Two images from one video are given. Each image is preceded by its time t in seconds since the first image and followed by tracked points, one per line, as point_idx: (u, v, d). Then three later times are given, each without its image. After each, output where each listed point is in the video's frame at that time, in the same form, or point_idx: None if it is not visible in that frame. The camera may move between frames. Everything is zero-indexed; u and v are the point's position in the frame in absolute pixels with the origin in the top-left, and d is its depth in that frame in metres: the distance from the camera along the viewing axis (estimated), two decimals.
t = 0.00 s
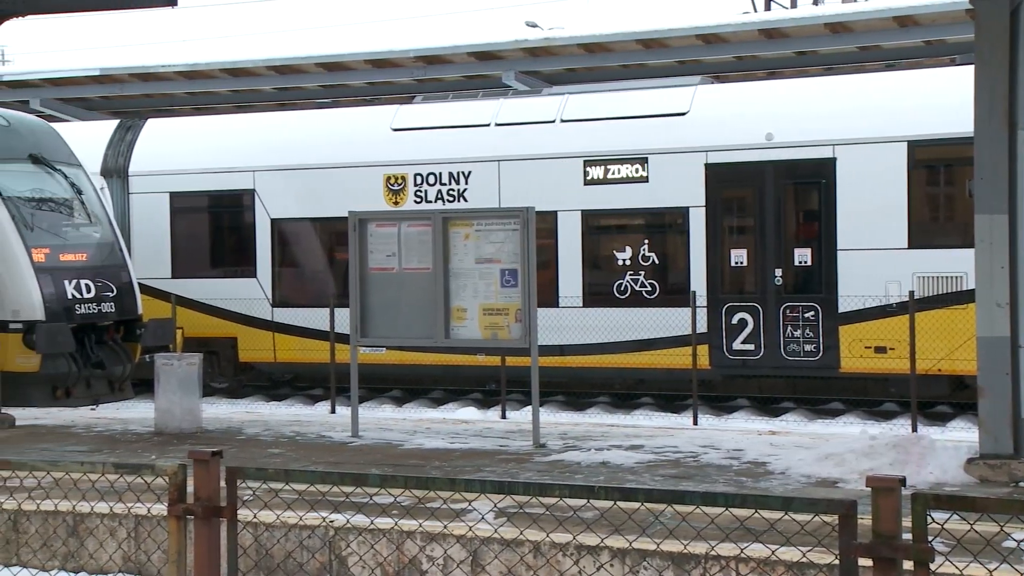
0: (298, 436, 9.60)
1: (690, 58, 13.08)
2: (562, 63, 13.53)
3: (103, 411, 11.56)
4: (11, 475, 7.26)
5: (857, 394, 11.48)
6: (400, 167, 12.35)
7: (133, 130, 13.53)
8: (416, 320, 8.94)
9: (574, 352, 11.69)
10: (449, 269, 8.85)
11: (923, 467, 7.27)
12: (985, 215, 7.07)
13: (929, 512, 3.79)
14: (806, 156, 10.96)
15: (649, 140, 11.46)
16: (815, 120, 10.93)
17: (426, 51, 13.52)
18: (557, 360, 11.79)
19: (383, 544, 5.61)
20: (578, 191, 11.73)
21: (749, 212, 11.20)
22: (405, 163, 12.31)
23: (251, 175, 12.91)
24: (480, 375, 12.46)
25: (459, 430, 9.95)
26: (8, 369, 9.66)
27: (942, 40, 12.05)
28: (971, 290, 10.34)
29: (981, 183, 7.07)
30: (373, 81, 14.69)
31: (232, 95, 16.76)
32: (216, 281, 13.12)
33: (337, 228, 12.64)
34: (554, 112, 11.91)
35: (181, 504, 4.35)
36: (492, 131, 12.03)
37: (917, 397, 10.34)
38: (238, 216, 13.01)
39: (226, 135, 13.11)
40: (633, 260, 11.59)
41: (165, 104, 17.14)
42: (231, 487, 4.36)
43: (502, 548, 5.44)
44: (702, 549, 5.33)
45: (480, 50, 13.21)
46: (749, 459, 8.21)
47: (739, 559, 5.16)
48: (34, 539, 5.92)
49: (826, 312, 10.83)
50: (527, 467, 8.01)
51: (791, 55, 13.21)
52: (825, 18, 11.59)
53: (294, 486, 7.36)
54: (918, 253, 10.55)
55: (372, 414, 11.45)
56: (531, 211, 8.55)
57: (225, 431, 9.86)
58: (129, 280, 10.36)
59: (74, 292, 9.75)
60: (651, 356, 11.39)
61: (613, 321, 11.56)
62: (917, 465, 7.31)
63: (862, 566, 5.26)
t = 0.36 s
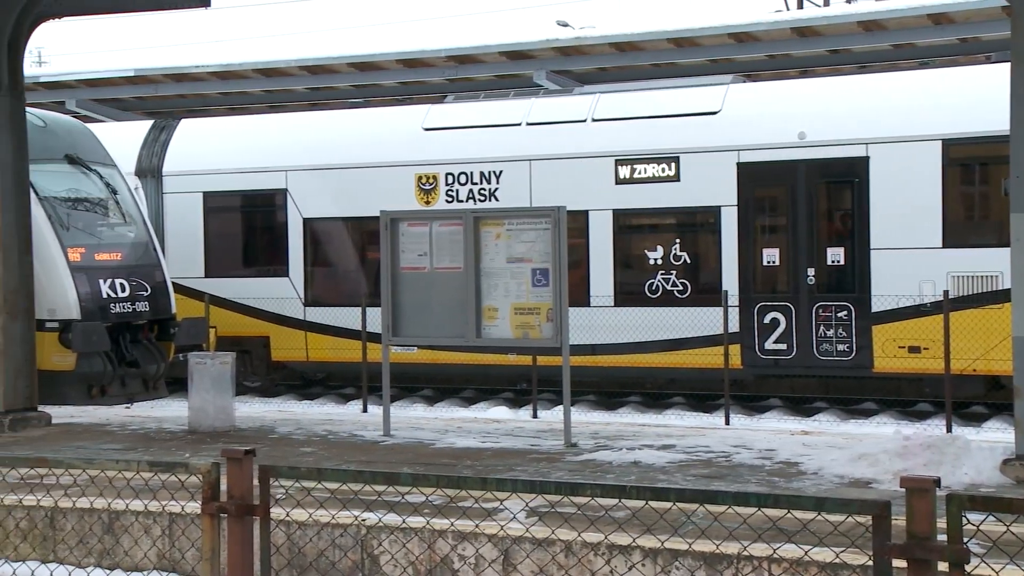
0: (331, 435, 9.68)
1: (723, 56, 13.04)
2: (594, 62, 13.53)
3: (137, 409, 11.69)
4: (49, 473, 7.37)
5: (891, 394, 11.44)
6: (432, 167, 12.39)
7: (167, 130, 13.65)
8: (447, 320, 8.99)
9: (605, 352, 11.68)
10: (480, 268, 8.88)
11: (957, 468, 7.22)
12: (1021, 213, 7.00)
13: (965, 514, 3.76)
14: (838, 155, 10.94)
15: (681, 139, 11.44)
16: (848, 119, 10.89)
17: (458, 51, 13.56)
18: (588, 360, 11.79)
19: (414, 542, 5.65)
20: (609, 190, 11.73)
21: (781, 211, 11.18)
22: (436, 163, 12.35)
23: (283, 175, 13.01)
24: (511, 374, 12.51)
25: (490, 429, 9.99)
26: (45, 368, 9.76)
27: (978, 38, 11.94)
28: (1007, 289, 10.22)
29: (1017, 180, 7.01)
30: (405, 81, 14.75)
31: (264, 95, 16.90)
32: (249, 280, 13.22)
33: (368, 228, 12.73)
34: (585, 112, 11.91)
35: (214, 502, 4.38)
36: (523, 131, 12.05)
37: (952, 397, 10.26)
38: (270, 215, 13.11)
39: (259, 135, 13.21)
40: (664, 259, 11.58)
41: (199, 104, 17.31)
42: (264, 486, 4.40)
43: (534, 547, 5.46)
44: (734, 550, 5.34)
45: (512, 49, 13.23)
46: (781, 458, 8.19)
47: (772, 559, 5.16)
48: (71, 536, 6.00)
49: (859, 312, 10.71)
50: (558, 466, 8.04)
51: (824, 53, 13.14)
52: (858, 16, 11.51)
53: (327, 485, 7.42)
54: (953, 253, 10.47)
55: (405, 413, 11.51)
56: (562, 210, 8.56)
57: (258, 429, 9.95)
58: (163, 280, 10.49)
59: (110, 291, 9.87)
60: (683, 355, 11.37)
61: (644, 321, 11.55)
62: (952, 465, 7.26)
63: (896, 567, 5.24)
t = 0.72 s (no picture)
0: (364, 434, 9.75)
1: (756, 55, 12.99)
2: (626, 61, 13.53)
3: (172, 407, 11.80)
4: (87, 470, 7.48)
5: (926, 394, 11.38)
6: (464, 166, 12.42)
7: (201, 130, 13.77)
8: (479, 319, 9.01)
9: (638, 351, 11.66)
10: (513, 267, 8.91)
11: (994, 469, 7.17)
12: None
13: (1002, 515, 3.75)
14: (873, 154, 10.88)
15: (714, 137, 11.41)
16: (883, 117, 10.83)
17: (491, 50, 13.59)
18: (621, 359, 11.77)
19: (447, 542, 5.67)
20: (642, 189, 11.72)
21: (815, 210, 11.13)
22: (469, 162, 12.38)
23: (317, 175, 13.10)
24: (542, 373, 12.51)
25: (523, 428, 10.02)
26: (80, 367, 9.86)
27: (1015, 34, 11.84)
28: None
29: None
30: (438, 81, 14.81)
31: (297, 95, 17.04)
32: (282, 279, 13.30)
33: (401, 227, 12.79)
34: (618, 110, 11.90)
35: (249, 500, 4.43)
36: (556, 130, 12.06)
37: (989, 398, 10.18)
38: (304, 215, 13.20)
39: (292, 135, 13.30)
40: (697, 259, 11.55)
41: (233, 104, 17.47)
42: (298, 485, 4.44)
43: (566, 547, 5.48)
44: (769, 550, 5.33)
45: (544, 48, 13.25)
46: (815, 459, 8.16)
47: (805, 560, 5.16)
48: (106, 533, 6.07)
49: (894, 312, 10.70)
50: (591, 465, 8.05)
51: (858, 51, 13.06)
52: (893, 13, 11.44)
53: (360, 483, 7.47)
54: (990, 252, 10.38)
55: (437, 412, 11.56)
56: (595, 209, 8.58)
57: (292, 428, 10.03)
58: (196, 280, 10.65)
59: (145, 290, 10.04)
60: (716, 355, 11.34)
61: (677, 320, 11.53)
62: (988, 466, 7.21)
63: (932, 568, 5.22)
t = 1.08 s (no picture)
0: (397, 433, 9.81)
1: (791, 53, 12.92)
2: (661, 60, 13.49)
3: (207, 406, 11.90)
4: (125, 468, 7.58)
5: (965, 395, 11.27)
6: (498, 165, 12.44)
7: (237, 130, 13.87)
8: (513, 318, 9.03)
9: (672, 351, 11.62)
10: (546, 267, 8.92)
11: None
12: None
13: None
14: (910, 152, 10.81)
15: (749, 136, 11.37)
16: (919, 115, 10.77)
17: (524, 49, 13.62)
18: (655, 359, 11.74)
19: (480, 541, 5.70)
20: (676, 188, 11.68)
21: (851, 209, 11.09)
22: (502, 161, 12.40)
23: (350, 174, 13.17)
24: (575, 373, 12.52)
25: (556, 428, 10.03)
26: (117, 365, 9.99)
27: None
28: None
29: None
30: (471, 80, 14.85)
31: (331, 95, 17.15)
32: (315, 278, 13.37)
33: (434, 227, 12.85)
34: (652, 109, 11.87)
35: (284, 499, 4.45)
36: (590, 129, 12.05)
37: None
38: (338, 214, 13.28)
39: (327, 135, 13.38)
40: (731, 258, 11.51)
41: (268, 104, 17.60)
42: (332, 483, 4.47)
43: (600, 546, 5.48)
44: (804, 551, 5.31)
45: (578, 48, 13.25)
46: (851, 459, 8.11)
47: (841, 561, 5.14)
48: (143, 531, 6.15)
49: (931, 310, 10.63)
50: (625, 465, 8.05)
51: (895, 48, 12.96)
52: (931, 10, 11.34)
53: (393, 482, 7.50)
54: None
55: (470, 411, 11.60)
56: (629, 209, 8.58)
57: (326, 427, 10.10)
58: (231, 279, 10.77)
59: (181, 289, 10.17)
60: (750, 355, 11.29)
61: (712, 319, 11.49)
62: None
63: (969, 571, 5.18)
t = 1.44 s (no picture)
0: (431, 432, 9.87)
1: (826, 51, 12.87)
2: (694, 59, 13.49)
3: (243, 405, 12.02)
4: (161, 466, 7.68)
5: (1001, 395, 11.22)
6: (531, 165, 12.48)
7: (271, 130, 13.99)
8: (547, 318, 9.06)
9: (706, 350, 11.61)
10: (580, 266, 8.96)
11: None
12: None
13: None
14: (946, 150, 10.75)
15: (783, 135, 11.34)
16: (956, 113, 10.71)
17: (557, 49, 13.66)
18: (688, 358, 11.72)
19: (515, 540, 5.75)
20: (710, 187, 11.66)
21: (886, 208, 11.04)
22: (536, 160, 12.44)
23: (384, 173, 13.26)
24: (608, 372, 12.57)
25: (590, 427, 10.07)
26: (153, 363, 10.13)
27: None
28: None
29: None
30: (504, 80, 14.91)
31: (365, 94, 17.27)
32: (349, 278, 13.45)
33: (467, 226, 12.91)
34: (685, 109, 11.87)
35: (318, 498, 4.49)
36: (623, 128, 12.06)
37: None
38: (372, 214, 13.37)
39: (361, 135, 13.48)
40: (765, 258, 11.49)
41: (302, 104, 17.75)
42: (366, 482, 4.51)
43: (634, 546, 5.51)
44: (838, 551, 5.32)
45: (612, 47, 13.27)
46: (886, 459, 8.09)
47: (876, 562, 5.14)
48: (180, 529, 6.26)
49: (968, 310, 10.57)
50: (658, 465, 8.05)
51: (931, 46, 12.88)
52: (968, 8, 11.26)
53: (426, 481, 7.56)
54: None
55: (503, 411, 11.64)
56: (662, 208, 8.60)
57: (359, 426, 10.19)
58: (266, 278, 10.89)
59: (216, 288, 10.29)
60: (784, 355, 11.26)
61: (745, 319, 11.47)
62: None
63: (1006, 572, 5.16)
